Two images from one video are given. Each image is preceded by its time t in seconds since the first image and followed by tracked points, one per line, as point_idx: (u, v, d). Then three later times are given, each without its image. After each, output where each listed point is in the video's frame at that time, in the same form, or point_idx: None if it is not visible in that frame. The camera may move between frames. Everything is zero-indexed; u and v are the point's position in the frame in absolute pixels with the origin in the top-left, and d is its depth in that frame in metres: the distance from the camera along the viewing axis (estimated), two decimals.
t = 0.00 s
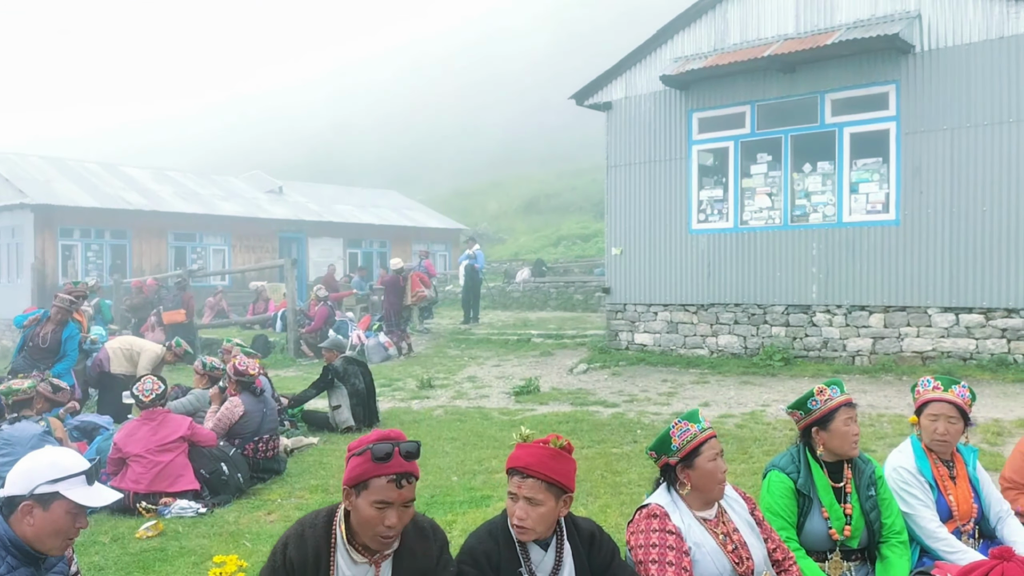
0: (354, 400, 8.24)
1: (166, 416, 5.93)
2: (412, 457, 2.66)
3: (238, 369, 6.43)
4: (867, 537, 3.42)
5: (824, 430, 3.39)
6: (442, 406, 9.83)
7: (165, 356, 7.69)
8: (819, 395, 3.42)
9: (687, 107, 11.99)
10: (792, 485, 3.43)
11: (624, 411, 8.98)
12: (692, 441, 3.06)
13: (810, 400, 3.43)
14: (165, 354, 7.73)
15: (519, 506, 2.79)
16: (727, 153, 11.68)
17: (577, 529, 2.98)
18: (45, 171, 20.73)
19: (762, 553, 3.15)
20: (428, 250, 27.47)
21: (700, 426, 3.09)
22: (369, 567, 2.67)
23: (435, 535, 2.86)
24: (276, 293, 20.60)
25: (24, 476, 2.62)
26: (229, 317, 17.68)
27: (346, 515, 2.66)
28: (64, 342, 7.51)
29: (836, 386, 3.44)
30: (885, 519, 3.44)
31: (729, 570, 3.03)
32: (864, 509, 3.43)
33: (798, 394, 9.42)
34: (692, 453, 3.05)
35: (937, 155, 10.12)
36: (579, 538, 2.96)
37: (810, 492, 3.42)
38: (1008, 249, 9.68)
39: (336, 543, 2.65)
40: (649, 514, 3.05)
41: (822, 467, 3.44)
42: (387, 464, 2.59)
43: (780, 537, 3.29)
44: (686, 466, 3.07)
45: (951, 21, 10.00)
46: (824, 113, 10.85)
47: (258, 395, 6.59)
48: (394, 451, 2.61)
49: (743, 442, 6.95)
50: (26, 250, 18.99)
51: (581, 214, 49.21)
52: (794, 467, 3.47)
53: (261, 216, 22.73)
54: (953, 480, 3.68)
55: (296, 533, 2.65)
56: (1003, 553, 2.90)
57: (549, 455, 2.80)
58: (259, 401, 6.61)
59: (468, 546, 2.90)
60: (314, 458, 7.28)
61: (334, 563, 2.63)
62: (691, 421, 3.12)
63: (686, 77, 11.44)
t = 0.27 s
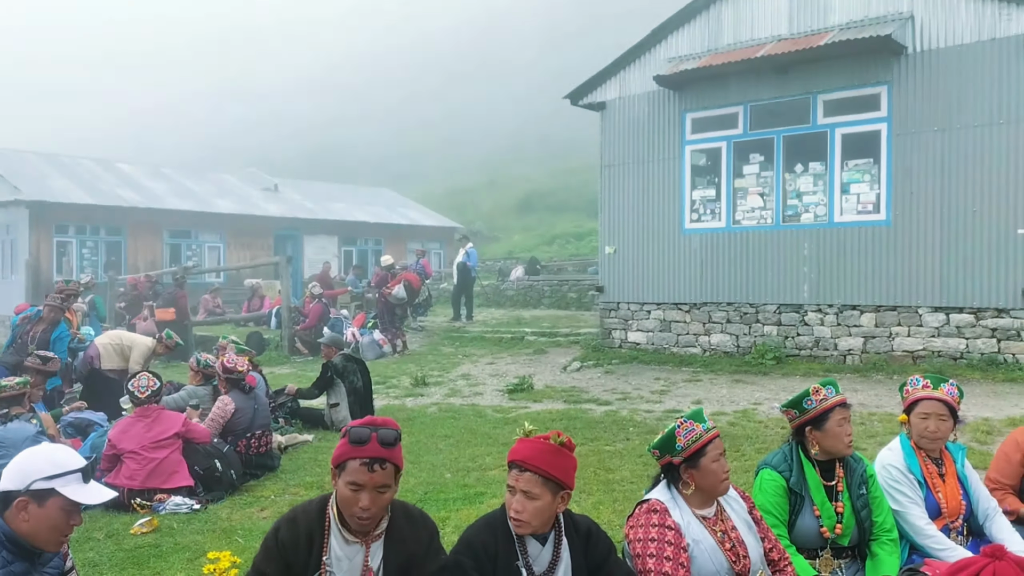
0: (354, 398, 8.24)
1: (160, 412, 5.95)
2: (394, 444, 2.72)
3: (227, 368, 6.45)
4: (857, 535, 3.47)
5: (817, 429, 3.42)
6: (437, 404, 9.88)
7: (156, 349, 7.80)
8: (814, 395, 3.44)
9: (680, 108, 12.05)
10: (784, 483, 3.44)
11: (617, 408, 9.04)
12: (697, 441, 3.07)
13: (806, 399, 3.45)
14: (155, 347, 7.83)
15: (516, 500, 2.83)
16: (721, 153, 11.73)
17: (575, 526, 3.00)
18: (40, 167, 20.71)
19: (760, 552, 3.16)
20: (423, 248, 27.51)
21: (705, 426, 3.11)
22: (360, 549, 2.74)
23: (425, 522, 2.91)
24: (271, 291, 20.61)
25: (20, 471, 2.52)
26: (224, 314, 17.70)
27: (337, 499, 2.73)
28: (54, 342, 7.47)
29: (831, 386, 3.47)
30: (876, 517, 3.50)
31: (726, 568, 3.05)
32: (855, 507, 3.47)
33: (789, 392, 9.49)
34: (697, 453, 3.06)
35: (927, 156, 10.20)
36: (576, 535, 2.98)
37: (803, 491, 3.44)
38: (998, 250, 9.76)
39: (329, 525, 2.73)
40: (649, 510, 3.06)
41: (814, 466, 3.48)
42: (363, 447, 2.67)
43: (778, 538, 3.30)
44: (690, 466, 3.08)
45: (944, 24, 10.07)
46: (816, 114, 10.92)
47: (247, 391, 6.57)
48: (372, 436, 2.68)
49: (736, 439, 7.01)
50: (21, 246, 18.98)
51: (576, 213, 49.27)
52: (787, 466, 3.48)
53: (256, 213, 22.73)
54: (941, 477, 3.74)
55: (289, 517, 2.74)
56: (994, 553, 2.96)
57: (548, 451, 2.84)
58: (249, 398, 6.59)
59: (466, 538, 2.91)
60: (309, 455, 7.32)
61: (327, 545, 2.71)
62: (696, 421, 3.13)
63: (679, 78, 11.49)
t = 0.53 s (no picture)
0: (348, 394, 8.21)
1: (157, 407, 5.94)
2: (394, 437, 2.72)
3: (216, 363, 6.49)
4: (852, 532, 3.49)
5: (813, 427, 3.44)
6: (432, 400, 9.89)
7: (147, 343, 7.83)
8: (811, 393, 3.45)
9: (677, 105, 12.05)
10: (779, 480, 3.46)
11: (612, 405, 9.06)
12: (700, 433, 3.09)
13: (802, 397, 3.45)
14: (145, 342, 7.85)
15: (509, 496, 2.85)
16: (717, 150, 11.75)
17: (569, 524, 3.02)
18: (34, 162, 20.63)
19: (757, 547, 3.16)
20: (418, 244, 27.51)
21: (708, 419, 3.12)
22: (356, 542, 2.72)
23: (424, 521, 2.88)
24: (265, 287, 20.59)
25: (20, 465, 2.51)
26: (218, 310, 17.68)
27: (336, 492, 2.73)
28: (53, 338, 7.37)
29: (829, 385, 3.48)
30: (870, 515, 3.51)
31: (725, 561, 3.05)
32: (849, 505, 3.49)
33: (784, 390, 9.52)
34: (699, 446, 3.07)
35: (922, 155, 10.23)
36: (570, 531, 3.00)
37: (797, 488, 3.46)
38: (992, 249, 9.80)
39: (326, 517, 2.73)
40: (651, 499, 3.06)
41: (809, 463, 3.50)
42: (364, 438, 2.67)
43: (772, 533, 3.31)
44: (692, 459, 3.08)
45: (939, 22, 10.10)
46: (812, 112, 10.94)
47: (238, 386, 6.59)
48: (373, 427, 2.69)
49: (730, 436, 7.04)
50: (15, 241, 18.92)
51: (572, 210, 49.29)
52: (782, 463, 3.51)
53: (251, 208, 22.68)
54: (935, 475, 3.76)
55: (286, 509, 2.74)
56: (1004, 549, 2.83)
57: (540, 447, 2.85)
58: (241, 393, 6.62)
59: (460, 535, 2.95)
60: (304, 451, 7.32)
61: (324, 537, 2.70)
62: (699, 414, 3.14)
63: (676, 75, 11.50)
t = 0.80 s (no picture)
0: (347, 391, 8.24)
1: (158, 404, 5.96)
2: (397, 441, 2.72)
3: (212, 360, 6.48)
4: (851, 531, 3.50)
5: (812, 426, 3.45)
6: (432, 398, 9.90)
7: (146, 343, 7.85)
8: (811, 392, 3.46)
9: (678, 104, 12.05)
10: (778, 479, 3.47)
11: (612, 404, 9.07)
12: (699, 428, 3.10)
13: (801, 396, 3.46)
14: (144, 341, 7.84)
15: (501, 499, 2.86)
16: (717, 149, 11.75)
17: (564, 522, 3.03)
18: (34, 158, 20.63)
19: (754, 543, 3.17)
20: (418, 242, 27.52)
21: (707, 414, 3.13)
22: (356, 543, 2.74)
23: (424, 520, 2.90)
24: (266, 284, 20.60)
25: (24, 461, 2.52)
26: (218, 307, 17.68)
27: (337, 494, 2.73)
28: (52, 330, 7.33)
29: (827, 383, 3.49)
30: (869, 514, 3.52)
31: (724, 554, 3.06)
32: (847, 503, 3.50)
33: (783, 389, 9.53)
34: (699, 439, 3.08)
35: (924, 154, 10.24)
36: (566, 530, 3.02)
37: (796, 486, 3.47)
38: (992, 248, 9.80)
39: (327, 518, 2.74)
40: (650, 492, 3.07)
41: (808, 462, 3.50)
42: (367, 442, 2.66)
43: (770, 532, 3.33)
44: (691, 452, 3.09)
45: (940, 22, 10.10)
46: (813, 112, 10.95)
47: (235, 383, 6.58)
48: (377, 431, 2.69)
49: (730, 435, 7.05)
50: (15, 237, 18.92)
51: (572, 209, 49.30)
52: (781, 462, 3.52)
53: (252, 205, 22.68)
54: (934, 475, 3.78)
55: (287, 510, 2.75)
56: (1007, 548, 2.84)
57: (531, 449, 2.86)
58: (238, 390, 6.61)
59: (455, 538, 2.94)
60: (305, 448, 7.33)
61: (325, 538, 2.72)
62: (699, 409, 3.15)
63: (677, 74, 11.50)
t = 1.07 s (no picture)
0: (362, 393, 8.32)
1: (173, 405, 6.01)
2: (405, 451, 2.73)
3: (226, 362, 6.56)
4: (865, 535, 3.48)
5: (825, 429, 3.43)
6: (446, 399, 9.93)
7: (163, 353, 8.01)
8: (824, 394, 3.44)
9: (692, 104, 12.02)
10: (792, 481, 3.45)
11: (625, 405, 9.06)
12: (710, 430, 3.10)
13: (815, 399, 3.45)
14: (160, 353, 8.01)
15: (510, 505, 2.87)
16: (732, 150, 11.71)
17: (574, 525, 3.03)
18: (52, 160, 20.83)
19: (765, 546, 3.16)
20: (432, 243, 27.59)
21: (718, 417, 3.13)
22: (366, 549, 2.76)
23: (434, 525, 2.93)
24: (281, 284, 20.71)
25: (41, 463, 2.54)
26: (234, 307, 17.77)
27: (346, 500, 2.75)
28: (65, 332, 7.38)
29: (841, 386, 3.47)
30: (884, 517, 3.50)
31: (734, 556, 3.06)
32: (862, 507, 3.48)
33: (798, 391, 9.48)
34: (709, 442, 3.08)
35: (940, 155, 10.16)
36: (575, 533, 3.02)
37: (810, 489, 3.46)
38: (1010, 249, 9.71)
39: (337, 523, 2.76)
40: (659, 495, 3.07)
41: (822, 465, 3.49)
42: (376, 453, 2.67)
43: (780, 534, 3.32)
44: (702, 455, 3.10)
45: (957, 22, 10.03)
46: (829, 112, 10.89)
47: (249, 384, 6.65)
48: (385, 441, 2.69)
49: (744, 437, 7.03)
50: (33, 238, 19.12)
51: (586, 210, 49.23)
52: (795, 464, 3.50)
53: (267, 206, 22.81)
54: (949, 478, 3.75)
55: (298, 515, 2.77)
56: (1012, 551, 2.80)
57: (538, 454, 2.87)
58: (252, 390, 6.67)
59: (464, 540, 2.97)
60: (320, 449, 7.36)
61: (335, 544, 2.74)
62: (710, 410, 3.15)
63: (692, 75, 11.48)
